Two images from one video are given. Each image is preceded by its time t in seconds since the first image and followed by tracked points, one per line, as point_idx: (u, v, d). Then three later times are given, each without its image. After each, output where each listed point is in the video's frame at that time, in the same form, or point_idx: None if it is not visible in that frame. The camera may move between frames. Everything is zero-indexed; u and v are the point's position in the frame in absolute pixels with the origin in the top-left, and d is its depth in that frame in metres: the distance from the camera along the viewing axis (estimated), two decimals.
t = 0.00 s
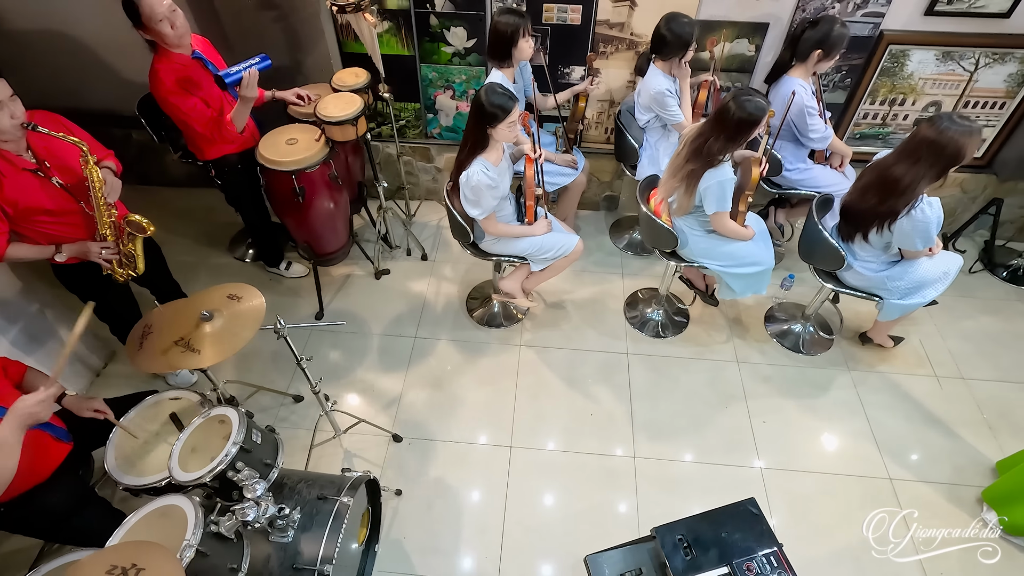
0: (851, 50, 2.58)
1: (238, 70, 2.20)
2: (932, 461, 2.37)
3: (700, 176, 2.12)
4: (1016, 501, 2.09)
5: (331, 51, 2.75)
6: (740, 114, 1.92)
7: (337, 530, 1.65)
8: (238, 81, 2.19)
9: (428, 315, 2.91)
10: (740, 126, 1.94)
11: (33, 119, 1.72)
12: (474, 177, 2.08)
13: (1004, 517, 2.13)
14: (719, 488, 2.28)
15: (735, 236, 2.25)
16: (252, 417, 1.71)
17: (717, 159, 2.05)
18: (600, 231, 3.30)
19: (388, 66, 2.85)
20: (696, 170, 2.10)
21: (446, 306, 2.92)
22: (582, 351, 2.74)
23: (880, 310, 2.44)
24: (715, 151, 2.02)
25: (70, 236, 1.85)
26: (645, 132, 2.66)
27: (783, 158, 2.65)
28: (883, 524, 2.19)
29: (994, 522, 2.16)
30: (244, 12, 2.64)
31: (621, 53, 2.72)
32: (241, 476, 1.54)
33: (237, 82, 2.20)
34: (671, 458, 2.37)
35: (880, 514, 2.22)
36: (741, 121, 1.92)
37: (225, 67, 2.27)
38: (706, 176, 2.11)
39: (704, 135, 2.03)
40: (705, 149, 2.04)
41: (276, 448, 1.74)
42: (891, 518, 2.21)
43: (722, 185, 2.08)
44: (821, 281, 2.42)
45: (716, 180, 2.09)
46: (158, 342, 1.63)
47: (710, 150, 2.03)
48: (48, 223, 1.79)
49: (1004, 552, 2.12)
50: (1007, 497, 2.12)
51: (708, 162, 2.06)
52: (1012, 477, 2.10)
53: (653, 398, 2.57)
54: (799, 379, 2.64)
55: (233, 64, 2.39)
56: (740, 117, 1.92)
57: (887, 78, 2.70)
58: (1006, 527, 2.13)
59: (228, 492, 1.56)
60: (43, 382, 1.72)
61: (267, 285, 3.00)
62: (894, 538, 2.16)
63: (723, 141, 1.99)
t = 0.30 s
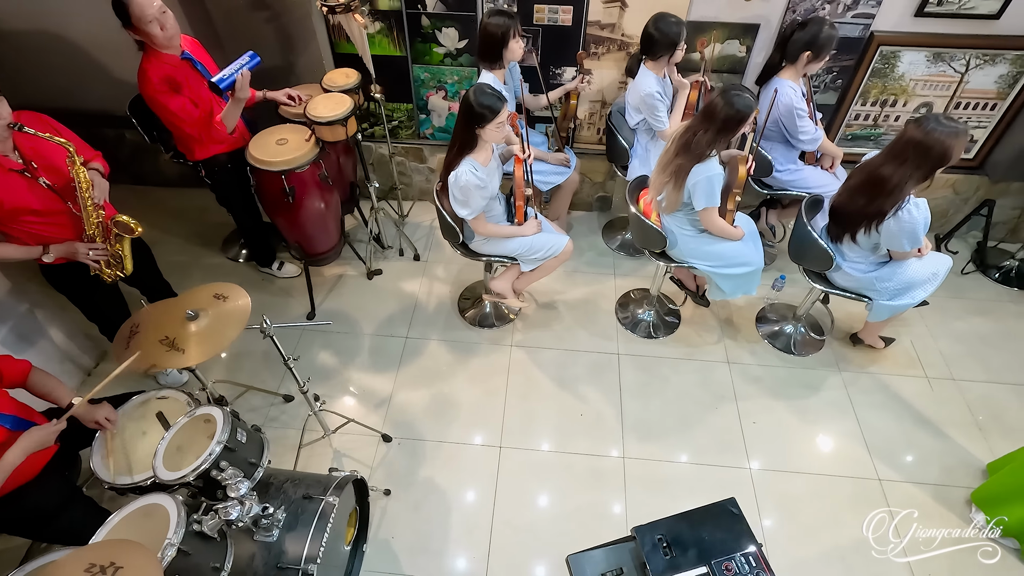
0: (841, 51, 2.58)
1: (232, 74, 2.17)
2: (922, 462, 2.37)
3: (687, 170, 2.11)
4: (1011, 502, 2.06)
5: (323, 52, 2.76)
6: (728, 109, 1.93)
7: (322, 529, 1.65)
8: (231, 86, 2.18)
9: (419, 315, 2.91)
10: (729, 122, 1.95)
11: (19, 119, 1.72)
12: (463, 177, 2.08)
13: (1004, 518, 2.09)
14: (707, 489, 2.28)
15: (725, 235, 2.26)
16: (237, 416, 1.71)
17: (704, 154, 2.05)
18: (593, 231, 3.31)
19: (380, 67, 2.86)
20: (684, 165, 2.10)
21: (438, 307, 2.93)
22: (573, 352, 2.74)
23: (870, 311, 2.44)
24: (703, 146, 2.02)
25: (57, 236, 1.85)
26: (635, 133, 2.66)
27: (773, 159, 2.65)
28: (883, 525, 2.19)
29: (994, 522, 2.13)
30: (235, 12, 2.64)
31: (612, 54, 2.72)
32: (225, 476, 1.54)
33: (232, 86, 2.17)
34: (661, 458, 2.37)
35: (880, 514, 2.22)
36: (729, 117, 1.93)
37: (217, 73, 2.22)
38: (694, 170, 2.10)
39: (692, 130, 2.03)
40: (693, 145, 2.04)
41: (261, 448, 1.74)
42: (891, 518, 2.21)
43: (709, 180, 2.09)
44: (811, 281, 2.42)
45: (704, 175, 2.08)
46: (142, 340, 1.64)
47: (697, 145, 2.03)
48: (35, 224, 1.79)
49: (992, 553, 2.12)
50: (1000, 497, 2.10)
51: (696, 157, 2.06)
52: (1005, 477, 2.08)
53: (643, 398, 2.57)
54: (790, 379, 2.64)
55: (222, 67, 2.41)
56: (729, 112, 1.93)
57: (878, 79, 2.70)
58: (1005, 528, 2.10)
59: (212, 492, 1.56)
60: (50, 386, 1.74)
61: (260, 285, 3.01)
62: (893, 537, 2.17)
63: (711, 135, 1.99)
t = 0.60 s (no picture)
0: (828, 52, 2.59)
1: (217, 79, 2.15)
2: (909, 461, 2.38)
3: (674, 169, 2.11)
4: (1003, 499, 2.05)
5: (313, 53, 2.76)
6: (714, 107, 1.94)
7: (307, 531, 1.65)
8: (220, 90, 2.17)
9: (410, 316, 2.91)
10: (716, 119, 1.95)
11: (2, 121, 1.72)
12: (451, 176, 2.08)
13: (1004, 518, 2.06)
14: (693, 489, 2.28)
15: (712, 235, 2.26)
16: (221, 417, 1.71)
17: (691, 152, 2.05)
18: (584, 232, 3.32)
19: (370, 68, 2.86)
20: (671, 163, 2.10)
21: (428, 307, 2.93)
22: (563, 353, 2.74)
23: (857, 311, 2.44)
24: (690, 144, 2.02)
25: (42, 239, 1.85)
26: (623, 135, 2.68)
27: (762, 159, 2.66)
28: (882, 525, 2.20)
29: (994, 523, 2.10)
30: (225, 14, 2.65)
31: (600, 55, 2.73)
32: (208, 477, 1.55)
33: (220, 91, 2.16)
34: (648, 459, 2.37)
35: (879, 516, 2.22)
36: (716, 115, 1.93)
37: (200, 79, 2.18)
38: (681, 170, 2.10)
39: (679, 128, 2.04)
40: (680, 142, 2.04)
41: (246, 448, 1.74)
42: (890, 518, 2.21)
43: (696, 178, 2.09)
44: (799, 282, 2.43)
45: (691, 173, 2.08)
46: (126, 342, 1.63)
47: (684, 143, 2.04)
48: (18, 226, 1.79)
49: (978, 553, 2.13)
50: (991, 496, 2.09)
51: (682, 155, 2.06)
52: (993, 474, 2.08)
53: (631, 399, 2.57)
54: (779, 379, 2.65)
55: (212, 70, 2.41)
56: (716, 110, 1.94)
57: (867, 80, 2.71)
58: (1005, 527, 2.07)
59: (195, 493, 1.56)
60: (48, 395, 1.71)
61: (250, 286, 3.01)
62: (893, 537, 2.17)
63: (698, 133, 1.99)
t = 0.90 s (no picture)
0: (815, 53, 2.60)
1: (212, 80, 2.18)
2: (897, 461, 2.38)
3: (660, 171, 2.11)
4: (996, 496, 2.03)
5: (302, 55, 2.77)
6: (700, 109, 1.94)
7: (291, 533, 1.65)
8: (213, 91, 2.21)
9: (400, 317, 2.91)
10: (702, 121, 1.95)
11: None
12: (438, 175, 2.08)
13: (1004, 517, 2.02)
14: (680, 489, 2.28)
15: (699, 236, 2.26)
16: (205, 418, 1.71)
17: (677, 154, 2.06)
18: (575, 233, 3.32)
19: (361, 70, 2.87)
20: (657, 165, 2.10)
21: (418, 309, 2.93)
22: (552, 354, 2.74)
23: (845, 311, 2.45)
24: (676, 145, 2.03)
25: (27, 242, 1.85)
26: (611, 137, 2.68)
27: (750, 160, 2.67)
28: (883, 524, 2.21)
29: (994, 522, 2.06)
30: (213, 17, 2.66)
31: (589, 57, 2.74)
32: (191, 478, 1.55)
33: (211, 90, 2.20)
34: (635, 460, 2.37)
35: (880, 514, 2.23)
36: (703, 117, 1.93)
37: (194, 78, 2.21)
38: (667, 172, 2.11)
39: (665, 130, 2.04)
40: (666, 144, 2.04)
41: (230, 450, 1.74)
42: (891, 518, 2.22)
43: (682, 179, 2.10)
44: (786, 282, 2.43)
45: (677, 175, 2.09)
46: (109, 344, 1.62)
47: (670, 145, 2.04)
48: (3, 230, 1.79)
49: (962, 552, 2.14)
50: (982, 494, 2.08)
51: (668, 157, 2.07)
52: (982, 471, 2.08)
53: (619, 399, 2.57)
54: (767, 380, 2.65)
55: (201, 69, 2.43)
56: (702, 113, 1.94)
57: (854, 81, 2.72)
58: (1005, 526, 2.03)
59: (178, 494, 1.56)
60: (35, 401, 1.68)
61: (241, 288, 3.01)
62: (893, 537, 2.18)
63: (684, 135, 2.00)
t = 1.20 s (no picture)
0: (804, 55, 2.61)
1: (195, 77, 2.17)
2: (885, 462, 2.38)
3: (647, 176, 2.12)
4: (990, 494, 2.01)
5: (294, 57, 2.78)
6: (687, 117, 1.93)
7: (276, 534, 1.66)
8: (196, 88, 2.19)
9: (391, 318, 2.91)
10: (689, 129, 1.95)
11: None
12: (428, 174, 2.08)
13: (1004, 517, 1.98)
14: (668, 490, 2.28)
15: (687, 238, 2.27)
16: (189, 420, 1.71)
17: (664, 161, 2.06)
18: (567, 235, 3.33)
19: (352, 72, 2.87)
20: (644, 170, 2.11)
21: (409, 310, 2.93)
22: (543, 355, 2.74)
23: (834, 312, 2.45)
24: (663, 152, 2.03)
25: (14, 245, 1.86)
26: (601, 138, 2.69)
27: (740, 162, 2.67)
28: (882, 524, 2.21)
29: (994, 523, 2.02)
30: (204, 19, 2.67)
31: (579, 59, 2.74)
32: (174, 479, 1.54)
33: (195, 87, 2.18)
34: (624, 461, 2.37)
35: (880, 515, 2.23)
36: (690, 124, 1.93)
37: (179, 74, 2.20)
38: (653, 177, 2.12)
39: (653, 136, 2.03)
40: (653, 151, 2.04)
41: (214, 452, 1.74)
42: (891, 518, 2.22)
43: (668, 186, 2.10)
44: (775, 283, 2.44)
45: (663, 182, 2.10)
46: (95, 345, 1.62)
47: (658, 152, 2.04)
48: None
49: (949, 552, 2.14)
50: (974, 493, 2.07)
51: (656, 163, 2.07)
52: (972, 470, 2.07)
53: (610, 401, 2.57)
54: (757, 381, 2.65)
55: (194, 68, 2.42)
56: (689, 120, 1.94)
57: (844, 83, 2.73)
58: (1005, 525, 1.99)
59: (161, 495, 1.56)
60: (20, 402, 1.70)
61: (232, 290, 3.01)
62: (893, 537, 2.18)
63: (671, 143, 2.00)
